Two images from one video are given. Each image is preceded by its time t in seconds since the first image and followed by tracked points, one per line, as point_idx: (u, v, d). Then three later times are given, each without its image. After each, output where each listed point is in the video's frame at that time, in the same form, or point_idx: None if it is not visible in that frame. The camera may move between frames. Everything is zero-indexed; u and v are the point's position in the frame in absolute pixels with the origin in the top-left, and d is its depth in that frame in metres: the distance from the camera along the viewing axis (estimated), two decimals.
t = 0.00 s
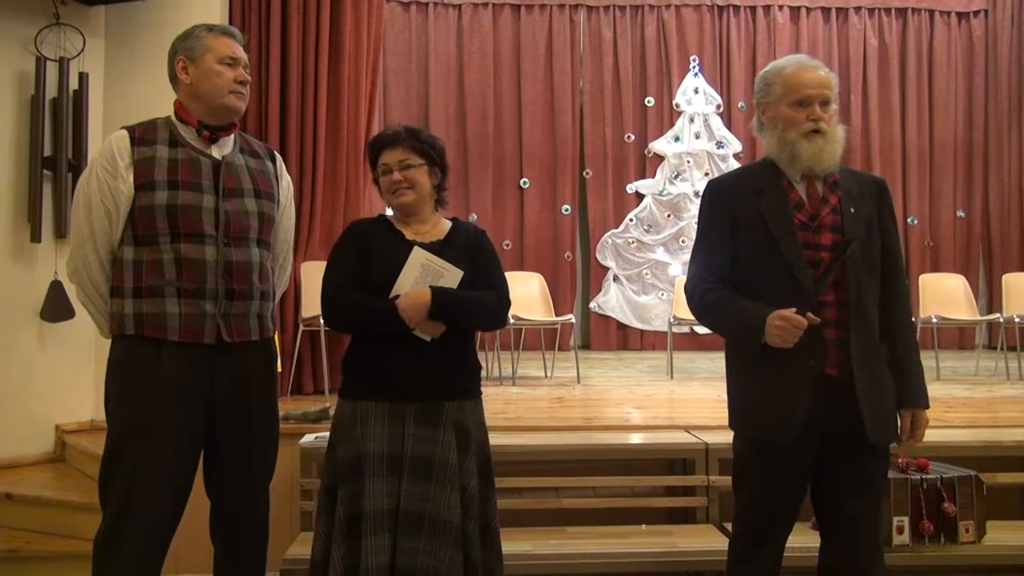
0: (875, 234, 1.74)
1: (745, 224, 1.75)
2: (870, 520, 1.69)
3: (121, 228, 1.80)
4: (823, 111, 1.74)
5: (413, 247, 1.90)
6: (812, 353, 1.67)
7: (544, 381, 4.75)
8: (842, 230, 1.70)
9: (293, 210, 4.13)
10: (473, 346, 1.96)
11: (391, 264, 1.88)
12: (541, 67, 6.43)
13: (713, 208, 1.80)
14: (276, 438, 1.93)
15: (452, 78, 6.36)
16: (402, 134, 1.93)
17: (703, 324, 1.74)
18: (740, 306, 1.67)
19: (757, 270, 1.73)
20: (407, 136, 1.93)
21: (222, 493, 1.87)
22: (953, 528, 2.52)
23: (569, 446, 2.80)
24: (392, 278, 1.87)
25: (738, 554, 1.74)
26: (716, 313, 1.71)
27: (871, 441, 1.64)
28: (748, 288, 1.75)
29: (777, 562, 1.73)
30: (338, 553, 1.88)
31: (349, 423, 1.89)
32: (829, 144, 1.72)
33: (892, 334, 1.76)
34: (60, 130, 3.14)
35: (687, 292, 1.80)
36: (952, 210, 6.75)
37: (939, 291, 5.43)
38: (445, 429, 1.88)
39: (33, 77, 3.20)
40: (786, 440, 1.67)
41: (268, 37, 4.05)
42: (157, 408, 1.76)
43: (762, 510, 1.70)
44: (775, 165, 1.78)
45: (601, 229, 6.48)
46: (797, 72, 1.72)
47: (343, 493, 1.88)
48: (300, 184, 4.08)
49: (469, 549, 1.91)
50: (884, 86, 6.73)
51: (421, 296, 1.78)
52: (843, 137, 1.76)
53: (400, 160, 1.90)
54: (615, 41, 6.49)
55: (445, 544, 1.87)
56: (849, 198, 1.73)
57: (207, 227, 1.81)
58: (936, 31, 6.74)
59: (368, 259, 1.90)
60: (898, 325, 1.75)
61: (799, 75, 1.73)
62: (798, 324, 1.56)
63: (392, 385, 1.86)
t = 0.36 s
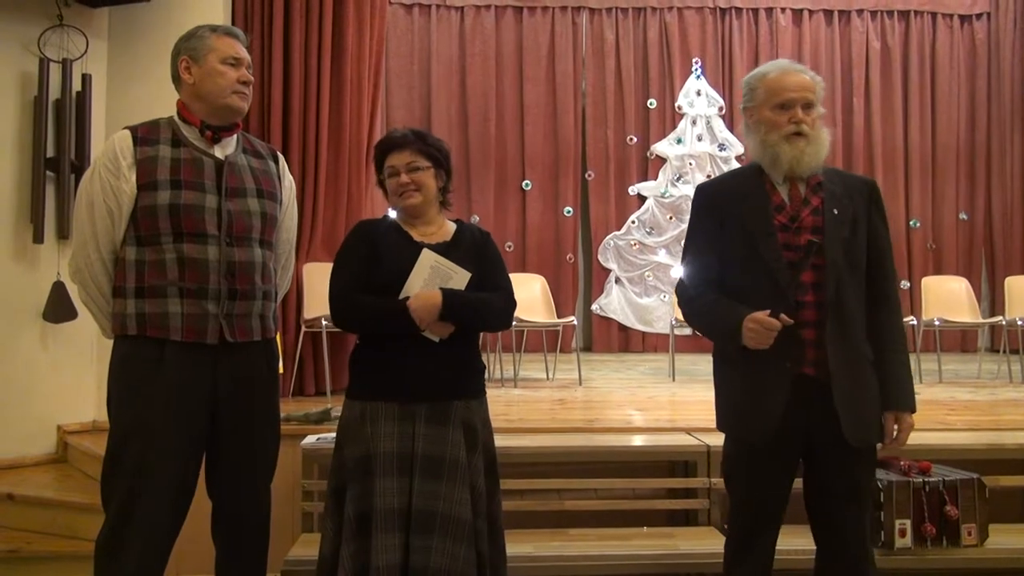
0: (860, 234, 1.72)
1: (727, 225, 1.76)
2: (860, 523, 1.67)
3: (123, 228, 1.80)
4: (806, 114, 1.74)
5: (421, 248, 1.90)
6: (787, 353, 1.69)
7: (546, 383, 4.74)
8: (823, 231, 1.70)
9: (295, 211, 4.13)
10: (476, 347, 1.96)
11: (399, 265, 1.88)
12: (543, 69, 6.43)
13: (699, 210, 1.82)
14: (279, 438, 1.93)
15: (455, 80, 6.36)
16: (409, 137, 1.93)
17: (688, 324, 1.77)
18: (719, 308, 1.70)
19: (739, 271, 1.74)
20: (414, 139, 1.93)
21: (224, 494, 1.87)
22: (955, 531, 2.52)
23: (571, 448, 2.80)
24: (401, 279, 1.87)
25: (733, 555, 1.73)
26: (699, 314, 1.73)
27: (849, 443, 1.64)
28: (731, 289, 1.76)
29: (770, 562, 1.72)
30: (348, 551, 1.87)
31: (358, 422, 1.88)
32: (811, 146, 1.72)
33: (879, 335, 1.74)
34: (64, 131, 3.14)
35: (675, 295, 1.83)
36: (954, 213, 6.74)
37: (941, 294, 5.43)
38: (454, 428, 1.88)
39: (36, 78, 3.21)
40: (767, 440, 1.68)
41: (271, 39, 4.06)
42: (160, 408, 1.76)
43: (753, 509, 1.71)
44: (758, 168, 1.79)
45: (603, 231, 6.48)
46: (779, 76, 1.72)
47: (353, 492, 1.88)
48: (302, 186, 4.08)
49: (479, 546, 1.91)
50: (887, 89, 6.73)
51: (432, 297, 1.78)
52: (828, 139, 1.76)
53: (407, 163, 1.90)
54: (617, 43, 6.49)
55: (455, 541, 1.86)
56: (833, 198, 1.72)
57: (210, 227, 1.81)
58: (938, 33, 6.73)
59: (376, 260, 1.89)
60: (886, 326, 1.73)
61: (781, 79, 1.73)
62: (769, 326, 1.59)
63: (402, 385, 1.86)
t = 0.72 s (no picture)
0: (846, 233, 1.71)
1: (712, 227, 1.77)
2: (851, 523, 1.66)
3: (125, 230, 1.80)
4: (786, 116, 1.75)
5: (425, 249, 1.90)
6: (768, 353, 1.68)
7: (548, 384, 4.74)
8: (806, 231, 1.70)
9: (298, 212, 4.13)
10: (479, 347, 1.96)
11: (403, 266, 1.88)
12: (545, 70, 6.43)
13: (685, 213, 1.83)
14: (279, 439, 1.93)
15: (457, 81, 6.37)
16: (413, 138, 1.93)
17: (673, 325, 1.78)
18: (703, 308, 1.71)
19: (722, 274, 1.75)
20: (418, 141, 1.94)
21: (223, 495, 1.87)
22: (958, 533, 2.52)
23: (572, 449, 2.80)
24: (406, 279, 1.88)
25: (727, 555, 1.73)
26: (684, 315, 1.74)
27: (831, 441, 1.63)
28: (716, 290, 1.77)
29: (763, 561, 1.71)
30: (353, 549, 1.87)
31: (362, 421, 1.88)
32: (791, 147, 1.73)
33: (867, 336, 1.73)
34: (67, 132, 3.15)
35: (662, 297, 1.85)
36: (957, 215, 6.73)
37: (944, 296, 5.42)
38: (457, 427, 1.88)
39: (40, 80, 3.21)
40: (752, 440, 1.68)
41: (274, 40, 4.07)
42: (161, 410, 1.77)
43: (746, 509, 1.70)
44: (743, 172, 1.80)
45: (605, 233, 6.48)
46: (756, 81, 1.74)
47: (358, 490, 1.88)
48: (305, 187, 4.08)
49: (480, 544, 1.92)
50: (889, 91, 6.72)
51: (437, 298, 1.79)
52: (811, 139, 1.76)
53: (411, 165, 1.90)
54: (620, 45, 6.50)
55: (458, 540, 1.86)
56: (816, 199, 1.72)
57: (212, 230, 1.82)
58: (941, 35, 6.73)
59: (381, 261, 1.90)
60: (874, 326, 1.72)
61: (759, 84, 1.75)
62: (742, 322, 1.61)
63: (405, 384, 1.86)
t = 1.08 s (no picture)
0: (836, 234, 1.71)
1: (704, 229, 1.77)
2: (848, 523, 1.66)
3: (127, 231, 1.81)
4: (775, 117, 1.75)
5: (427, 249, 1.90)
6: (758, 354, 1.68)
7: (550, 384, 4.74)
8: (795, 233, 1.70)
9: (300, 213, 4.14)
10: (479, 347, 1.96)
11: (404, 266, 1.89)
12: (548, 71, 6.44)
13: (678, 216, 1.83)
14: (281, 439, 1.93)
15: (460, 82, 6.38)
16: (416, 139, 1.93)
17: (667, 327, 1.78)
18: (696, 311, 1.71)
19: (713, 275, 1.75)
20: (421, 141, 1.94)
21: (226, 495, 1.87)
22: (961, 534, 2.51)
23: (574, 449, 2.80)
24: (407, 280, 1.88)
25: (725, 555, 1.72)
26: (677, 317, 1.74)
27: (821, 440, 1.64)
28: (707, 292, 1.77)
29: (761, 562, 1.71)
30: (353, 550, 1.87)
31: (363, 420, 1.88)
32: (781, 148, 1.73)
33: (859, 336, 1.72)
34: (69, 133, 3.15)
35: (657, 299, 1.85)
36: (960, 215, 6.72)
37: (947, 297, 5.41)
38: (458, 427, 1.87)
39: (42, 80, 3.22)
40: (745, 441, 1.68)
41: (276, 41, 4.07)
42: (164, 411, 1.77)
43: (743, 508, 1.70)
44: (732, 173, 1.80)
45: (607, 233, 6.48)
46: (747, 82, 1.74)
47: (358, 490, 1.88)
48: (307, 188, 4.09)
49: (479, 545, 1.91)
50: (892, 91, 6.72)
51: (437, 298, 1.79)
52: (801, 140, 1.76)
53: (415, 166, 1.90)
54: (622, 46, 6.50)
55: (457, 540, 1.86)
56: (805, 200, 1.71)
57: (214, 230, 1.82)
58: (944, 35, 6.72)
59: (382, 262, 1.90)
60: (866, 326, 1.71)
61: (749, 85, 1.75)
62: (734, 325, 1.60)
63: (405, 384, 1.86)
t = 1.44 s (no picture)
0: (834, 233, 1.71)
1: (703, 230, 1.77)
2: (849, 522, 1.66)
3: (130, 230, 1.81)
4: (773, 116, 1.75)
5: (427, 248, 1.90)
6: (757, 354, 1.68)
7: (552, 384, 4.74)
8: (793, 232, 1.69)
9: (301, 212, 4.14)
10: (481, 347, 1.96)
11: (404, 266, 1.89)
12: (549, 70, 6.43)
13: (676, 217, 1.82)
14: (285, 439, 1.93)
15: (462, 82, 6.38)
16: (416, 139, 1.93)
17: (666, 327, 1.77)
18: (695, 311, 1.71)
19: (712, 276, 1.75)
20: (421, 141, 1.93)
21: (230, 495, 1.87)
22: (964, 533, 2.51)
23: (576, 448, 2.80)
24: (407, 279, 1.88)
25: (725, 555, 1.72)
26: (676, 317, 1.74)
27: (820, 440, 1.63)
28: (706, 292, 1.76)
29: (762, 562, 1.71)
30: (354, 550, 1.87)
31: (364, 420, 1.89)
32: (779, 148, 1.73)
33: (858, 336, 1.72)
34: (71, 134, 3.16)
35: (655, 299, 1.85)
36: (962, 214, 6.71)
37: (949, 296, 5.40)
38: (459, 427, 1.88)
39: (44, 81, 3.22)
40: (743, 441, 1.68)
41: (277, 40, 4.07)
42: (168, 410, 1.77)
43: (743, 508, 1.70)
44: (730, 173, 1.79)
45: (609, 232, 6.47)
46: (746, 81, 1.74)
47: (359, 490, 1.88)
48: (309, 187, 4.09)
49: (482, 546, 1.91)
50: (894, 90, 6.71)
51: (436, 297, 1.79)
52: (799, 139, 1.76)
53: (414, 166, 1.90)
54: (623, 45, 6.49)
55: (459, 540, 1.86)
56: (803, 200, 1.71)
57: (216, 229, 1.82)
58: (946, 33, 6.71)
59: (383, 262, 1.90)
60: (864, 326, 1.71)
61: (748, 84, 1.74)
62: (733, 326, 1.60)
63: (405, 384, 1.86)
